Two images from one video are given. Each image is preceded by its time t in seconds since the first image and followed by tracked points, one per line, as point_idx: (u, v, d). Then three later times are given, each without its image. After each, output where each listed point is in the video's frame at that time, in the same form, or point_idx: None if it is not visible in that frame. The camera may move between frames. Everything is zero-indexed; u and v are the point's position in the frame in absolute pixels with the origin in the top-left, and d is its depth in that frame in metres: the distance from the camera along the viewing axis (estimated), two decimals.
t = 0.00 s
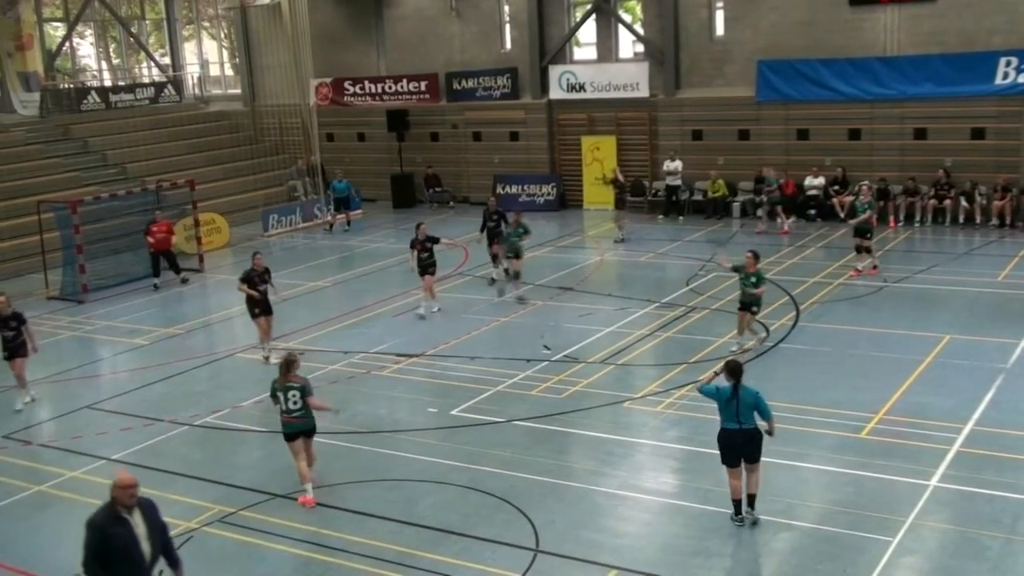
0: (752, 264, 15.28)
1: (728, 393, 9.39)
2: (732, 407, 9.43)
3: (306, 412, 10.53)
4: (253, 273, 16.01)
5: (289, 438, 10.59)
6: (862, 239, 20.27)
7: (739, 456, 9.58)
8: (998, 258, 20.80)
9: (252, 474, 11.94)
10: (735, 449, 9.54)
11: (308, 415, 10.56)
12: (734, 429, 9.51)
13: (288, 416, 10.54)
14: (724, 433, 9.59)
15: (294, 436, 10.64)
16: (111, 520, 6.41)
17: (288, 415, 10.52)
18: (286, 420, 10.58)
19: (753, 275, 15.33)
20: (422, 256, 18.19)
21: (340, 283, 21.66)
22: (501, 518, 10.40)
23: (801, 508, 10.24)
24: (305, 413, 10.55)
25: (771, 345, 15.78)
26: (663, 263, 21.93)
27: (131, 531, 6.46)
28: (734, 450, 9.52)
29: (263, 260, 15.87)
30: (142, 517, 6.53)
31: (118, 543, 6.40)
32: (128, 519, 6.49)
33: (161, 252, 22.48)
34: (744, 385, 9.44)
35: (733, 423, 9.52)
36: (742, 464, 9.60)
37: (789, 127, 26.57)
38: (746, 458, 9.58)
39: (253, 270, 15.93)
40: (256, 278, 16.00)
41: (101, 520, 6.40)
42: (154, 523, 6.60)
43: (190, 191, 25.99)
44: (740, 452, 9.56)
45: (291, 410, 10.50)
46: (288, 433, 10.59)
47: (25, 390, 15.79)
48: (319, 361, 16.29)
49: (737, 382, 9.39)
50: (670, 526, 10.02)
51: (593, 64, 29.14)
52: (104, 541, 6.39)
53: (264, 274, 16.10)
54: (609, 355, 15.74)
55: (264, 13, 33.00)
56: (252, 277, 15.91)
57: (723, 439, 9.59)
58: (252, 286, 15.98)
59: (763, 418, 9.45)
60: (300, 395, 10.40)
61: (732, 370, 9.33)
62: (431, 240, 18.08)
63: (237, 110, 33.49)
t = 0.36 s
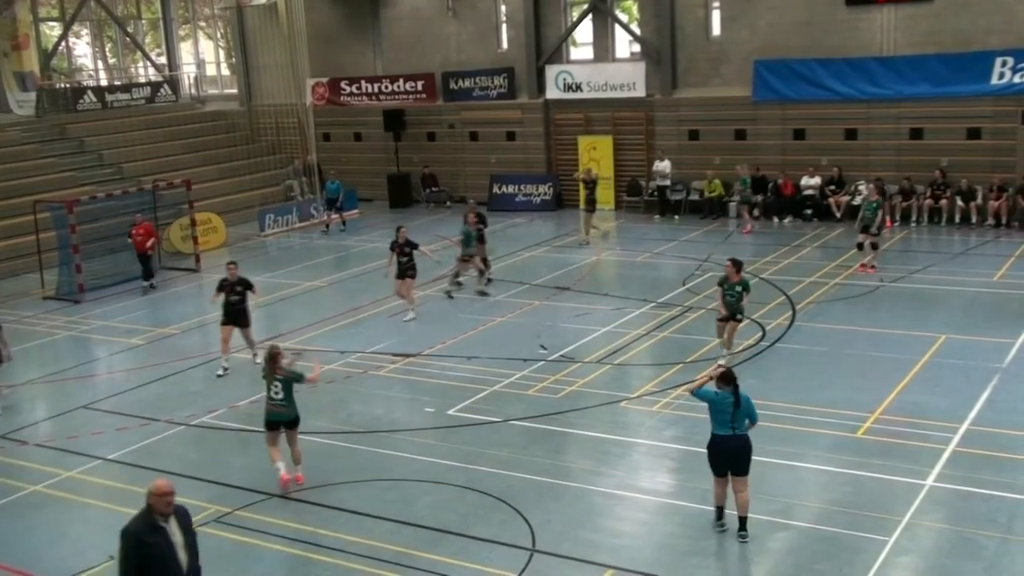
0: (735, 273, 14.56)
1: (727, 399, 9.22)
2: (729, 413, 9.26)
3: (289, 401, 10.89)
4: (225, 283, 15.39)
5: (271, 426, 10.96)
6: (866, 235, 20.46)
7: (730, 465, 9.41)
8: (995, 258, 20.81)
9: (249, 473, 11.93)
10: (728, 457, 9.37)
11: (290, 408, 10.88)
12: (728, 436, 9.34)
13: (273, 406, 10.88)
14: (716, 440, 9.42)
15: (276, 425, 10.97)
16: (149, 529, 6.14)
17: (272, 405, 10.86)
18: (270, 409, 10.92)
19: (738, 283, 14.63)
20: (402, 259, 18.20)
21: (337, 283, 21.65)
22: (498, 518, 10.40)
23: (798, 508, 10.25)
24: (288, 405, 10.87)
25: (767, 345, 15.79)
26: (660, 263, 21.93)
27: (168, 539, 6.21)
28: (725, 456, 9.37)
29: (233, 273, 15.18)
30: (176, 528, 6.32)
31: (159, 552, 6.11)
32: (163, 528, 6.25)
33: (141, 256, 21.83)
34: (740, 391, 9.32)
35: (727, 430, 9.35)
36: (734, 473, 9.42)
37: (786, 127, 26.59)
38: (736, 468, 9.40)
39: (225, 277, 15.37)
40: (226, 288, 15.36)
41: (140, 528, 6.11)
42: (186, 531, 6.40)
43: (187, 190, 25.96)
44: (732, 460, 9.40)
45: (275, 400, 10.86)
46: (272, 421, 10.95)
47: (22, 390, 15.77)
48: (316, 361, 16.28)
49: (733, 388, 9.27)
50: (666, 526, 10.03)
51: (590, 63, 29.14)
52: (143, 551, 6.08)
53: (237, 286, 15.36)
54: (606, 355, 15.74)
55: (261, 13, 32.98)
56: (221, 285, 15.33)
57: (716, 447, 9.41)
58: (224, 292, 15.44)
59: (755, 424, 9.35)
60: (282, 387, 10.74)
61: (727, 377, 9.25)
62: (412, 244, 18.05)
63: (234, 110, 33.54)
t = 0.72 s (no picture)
0: (728, 280, 13.88)
1: (705, 407, 9.03)
2: (707, 421, 9.05)
3: (264, 397, 10.89)
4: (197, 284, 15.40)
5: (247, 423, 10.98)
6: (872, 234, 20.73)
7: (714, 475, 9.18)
8: (990, 258, 20.84)
9: (245, 473, 11.92)
10: (710, 468, 9.11)
11: (265, 403, 10.91)
12: (706, 447, 9.09)
13: (246, 400, 10.88)
14: (696, 455, 9.12)
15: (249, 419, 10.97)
16: (196, 542, 6.58)
17: (246, 400, 10.87)
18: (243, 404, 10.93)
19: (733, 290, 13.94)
20: (378, 262, 18.12)
21: (332, 283, 21.63)
22: (494, 518, 10.40)
23: (794, 508, 10.26)
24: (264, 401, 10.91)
25: (763, 344, 15.80)
26: (656, 262, 21.93)
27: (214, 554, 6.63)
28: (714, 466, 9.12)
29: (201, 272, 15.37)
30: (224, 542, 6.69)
31: (204, 566, 6.56)
32: (211, 543, 6.67)
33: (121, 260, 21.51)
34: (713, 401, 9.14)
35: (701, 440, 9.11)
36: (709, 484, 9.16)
37: (781, 127, 26.62)
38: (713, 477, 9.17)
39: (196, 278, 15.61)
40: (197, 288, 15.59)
41: (187, 543, 6.55)
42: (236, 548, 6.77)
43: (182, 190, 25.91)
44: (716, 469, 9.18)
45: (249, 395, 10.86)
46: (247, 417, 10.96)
47: (16, 390, 15.74)
48: (312, 361, 16.27)
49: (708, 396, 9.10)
50: (663, 525, 10.03)
51: (585, 63, 29.14)
52: (191, 565, 6.55)
53: (207, 286, 15.55)
54: (602, 354, 15.74)
55: (256, 12, 32.96)
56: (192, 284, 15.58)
57: (694, 457, 9.13)
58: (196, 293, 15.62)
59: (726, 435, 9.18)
60: (257, 382, 10.82)
61: (701, 383, 9.04)
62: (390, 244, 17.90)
63: (229, 110, 33.52)
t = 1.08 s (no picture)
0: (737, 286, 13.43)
1: (672, 409, 9.12)
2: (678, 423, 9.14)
3: (223, 398, 10.85)
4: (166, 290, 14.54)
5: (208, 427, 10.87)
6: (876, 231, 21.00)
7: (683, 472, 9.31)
8: (985, 258, 20.86)
9: (241, 473, 11.92)
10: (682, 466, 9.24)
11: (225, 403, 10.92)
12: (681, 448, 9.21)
13: (206, 403, 10.81)
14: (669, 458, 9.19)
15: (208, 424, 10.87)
16: (238, 547, 6.16)
17: (205, 402, 10.79)
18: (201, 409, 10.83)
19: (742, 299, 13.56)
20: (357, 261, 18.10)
21: (328, 283, 21.62)
22: (490, 518, 10.40)
23: (790, 508, 10.27)
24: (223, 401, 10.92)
25: (759, 344, 15.81)
26: (652, 262, 21.94)
27: (258, 560, 6.19)
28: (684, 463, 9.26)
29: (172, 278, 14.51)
30: (269, 546, 6.27)
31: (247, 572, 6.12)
32: (254, 548, 6.25)
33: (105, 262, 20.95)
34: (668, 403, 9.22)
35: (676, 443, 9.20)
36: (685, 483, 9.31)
37: (777, 127, 26.65)
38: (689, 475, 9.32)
39: (167, 284, 14.60)
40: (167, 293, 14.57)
41: (229, 548, 6.14)
42: (280, 552, 6.33)
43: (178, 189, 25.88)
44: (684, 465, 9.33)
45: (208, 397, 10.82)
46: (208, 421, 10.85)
47: (11, 390, 15.72)
48: (308, 361, 16.26)
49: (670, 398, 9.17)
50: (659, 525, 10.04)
51: (582, 63, 29.15)
52: (232, 571, 6.11)
53: (178, 292, 14.51)
54: (598, 354, 15.75)
55: (252, 12, 32.91)
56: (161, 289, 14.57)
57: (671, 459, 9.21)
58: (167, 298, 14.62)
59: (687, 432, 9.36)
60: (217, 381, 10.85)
61: (669, 385, 9.05)
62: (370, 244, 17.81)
63: (225, 109, 33.51)
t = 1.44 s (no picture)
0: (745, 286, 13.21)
1: (633, 405, 9.13)
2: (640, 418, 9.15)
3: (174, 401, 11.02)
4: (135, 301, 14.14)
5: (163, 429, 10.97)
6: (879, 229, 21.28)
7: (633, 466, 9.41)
8: (980, 258, 20.89)
9: (236, 473, 11.91)
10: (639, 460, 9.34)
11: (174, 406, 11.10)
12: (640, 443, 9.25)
13: (161, 408, 10.91)
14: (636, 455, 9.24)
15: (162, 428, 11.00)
16: (285, 567, 6.10)
17: (160, 407, 10.89)
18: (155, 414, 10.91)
19: (751, 298, 13.32)
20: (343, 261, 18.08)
21: (324, 283, 21.60)
22: (486, 518, 10.40)
23: (786, 508, 10.28)
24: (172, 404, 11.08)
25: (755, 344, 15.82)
26: (648, 262, 21.94)
27: None
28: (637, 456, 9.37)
29: (140, 290, 13.99)
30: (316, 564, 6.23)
31: None
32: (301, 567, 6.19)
33: (89, 262, 20.88)
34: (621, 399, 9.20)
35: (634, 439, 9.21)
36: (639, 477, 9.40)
37: (773, 127, 26.67)
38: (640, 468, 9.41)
39: (133, 294, 14.09)
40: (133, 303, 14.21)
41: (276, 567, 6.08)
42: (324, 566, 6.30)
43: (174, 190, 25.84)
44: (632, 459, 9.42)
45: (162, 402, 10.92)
46: (161, 424, 10.96)
47: (7, 390, 15.70)
48: (304, 361, 16.25)
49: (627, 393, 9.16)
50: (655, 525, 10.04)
51: (578, 63, 29.15)
52: None
53: (145, 302, 14.18)
54: (594, 354, 15.75)
55: (248, 12, 32.89)
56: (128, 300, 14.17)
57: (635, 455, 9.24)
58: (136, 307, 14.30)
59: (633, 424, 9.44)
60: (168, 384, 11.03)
61: (632, 381, 9.05)
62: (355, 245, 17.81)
63: (221, 109, 33.52)
